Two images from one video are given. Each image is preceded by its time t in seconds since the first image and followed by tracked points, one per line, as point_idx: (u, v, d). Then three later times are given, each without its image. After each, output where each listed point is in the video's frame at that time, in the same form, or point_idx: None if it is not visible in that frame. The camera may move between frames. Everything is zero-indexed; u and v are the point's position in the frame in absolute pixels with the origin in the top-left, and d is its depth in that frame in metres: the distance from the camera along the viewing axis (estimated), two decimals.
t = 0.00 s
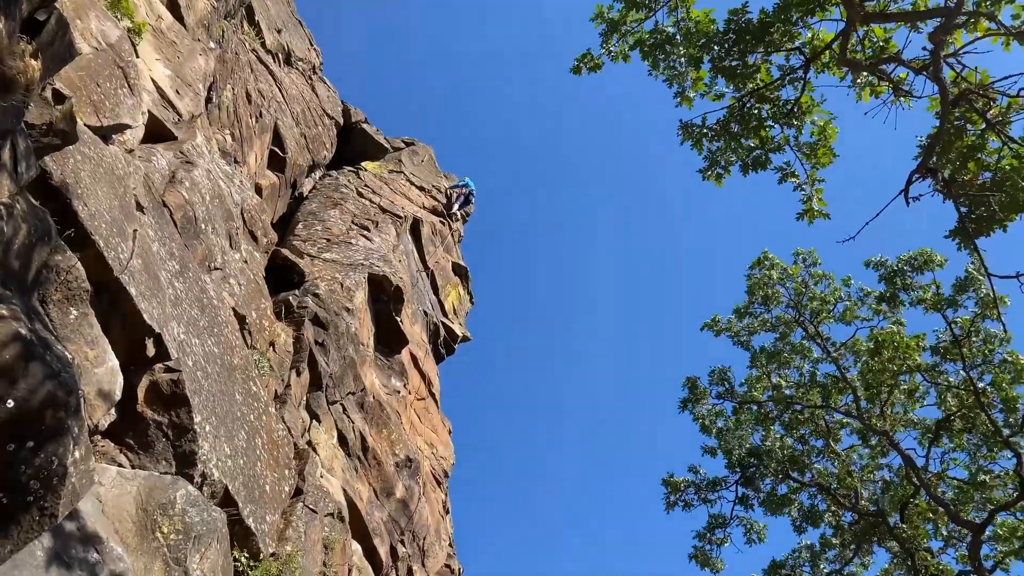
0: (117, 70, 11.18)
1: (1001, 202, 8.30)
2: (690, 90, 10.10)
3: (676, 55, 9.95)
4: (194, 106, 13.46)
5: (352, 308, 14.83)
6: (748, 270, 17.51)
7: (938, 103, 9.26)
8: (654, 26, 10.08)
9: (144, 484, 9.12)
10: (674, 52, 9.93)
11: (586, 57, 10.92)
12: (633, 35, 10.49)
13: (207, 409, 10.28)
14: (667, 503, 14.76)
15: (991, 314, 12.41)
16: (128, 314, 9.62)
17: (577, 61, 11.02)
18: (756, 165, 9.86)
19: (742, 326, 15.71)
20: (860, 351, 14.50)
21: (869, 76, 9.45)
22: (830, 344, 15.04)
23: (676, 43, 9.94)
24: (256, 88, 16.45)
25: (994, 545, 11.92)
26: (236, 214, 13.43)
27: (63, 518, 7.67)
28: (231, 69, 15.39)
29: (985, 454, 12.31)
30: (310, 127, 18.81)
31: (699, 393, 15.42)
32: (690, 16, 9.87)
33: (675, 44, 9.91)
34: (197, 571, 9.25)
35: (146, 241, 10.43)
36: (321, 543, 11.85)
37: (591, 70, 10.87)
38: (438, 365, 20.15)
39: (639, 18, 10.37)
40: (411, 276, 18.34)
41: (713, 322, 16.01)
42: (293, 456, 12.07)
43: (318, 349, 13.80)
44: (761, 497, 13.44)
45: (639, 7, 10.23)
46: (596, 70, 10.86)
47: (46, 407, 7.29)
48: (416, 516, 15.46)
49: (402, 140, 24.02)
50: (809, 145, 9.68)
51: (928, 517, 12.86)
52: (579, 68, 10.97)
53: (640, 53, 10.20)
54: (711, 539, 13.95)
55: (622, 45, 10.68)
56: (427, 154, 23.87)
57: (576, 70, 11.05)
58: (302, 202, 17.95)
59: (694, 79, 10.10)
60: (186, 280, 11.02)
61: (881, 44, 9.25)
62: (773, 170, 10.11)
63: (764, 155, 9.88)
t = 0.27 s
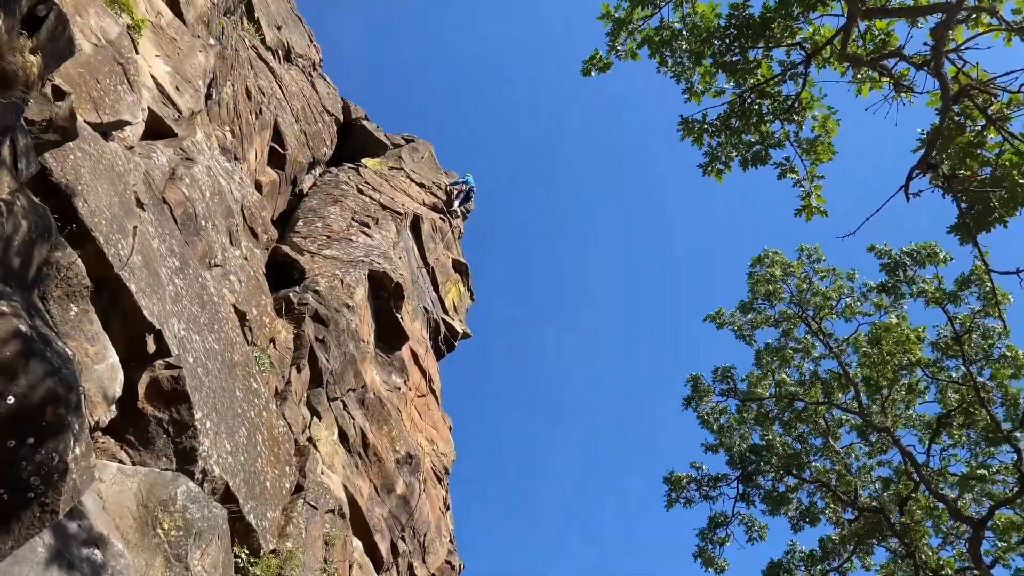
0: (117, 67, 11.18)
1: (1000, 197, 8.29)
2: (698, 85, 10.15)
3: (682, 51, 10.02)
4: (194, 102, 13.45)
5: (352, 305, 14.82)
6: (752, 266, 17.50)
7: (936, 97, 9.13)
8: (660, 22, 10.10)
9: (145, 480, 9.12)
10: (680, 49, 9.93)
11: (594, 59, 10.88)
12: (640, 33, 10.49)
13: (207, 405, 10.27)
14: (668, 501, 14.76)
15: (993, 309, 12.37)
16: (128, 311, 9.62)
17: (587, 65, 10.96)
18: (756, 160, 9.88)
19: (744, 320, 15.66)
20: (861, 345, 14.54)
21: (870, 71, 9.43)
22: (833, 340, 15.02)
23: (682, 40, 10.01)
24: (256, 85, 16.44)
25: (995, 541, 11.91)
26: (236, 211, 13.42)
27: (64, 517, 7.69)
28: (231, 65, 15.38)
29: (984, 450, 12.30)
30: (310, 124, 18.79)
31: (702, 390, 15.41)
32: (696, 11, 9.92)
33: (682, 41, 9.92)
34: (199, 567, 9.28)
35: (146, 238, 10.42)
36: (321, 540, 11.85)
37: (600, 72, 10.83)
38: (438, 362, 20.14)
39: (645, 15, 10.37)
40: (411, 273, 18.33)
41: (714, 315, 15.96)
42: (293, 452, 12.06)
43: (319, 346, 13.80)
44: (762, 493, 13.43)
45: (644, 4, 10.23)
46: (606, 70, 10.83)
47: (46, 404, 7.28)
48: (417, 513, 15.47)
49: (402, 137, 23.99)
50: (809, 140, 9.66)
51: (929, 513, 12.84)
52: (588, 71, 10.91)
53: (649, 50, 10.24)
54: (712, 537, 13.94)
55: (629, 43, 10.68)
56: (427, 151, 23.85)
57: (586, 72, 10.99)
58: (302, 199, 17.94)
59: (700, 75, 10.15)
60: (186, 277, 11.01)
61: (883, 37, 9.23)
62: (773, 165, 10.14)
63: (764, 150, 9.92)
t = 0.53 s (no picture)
0: (117, 63, 11.18)
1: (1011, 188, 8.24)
2: (704, 81, 10.07)
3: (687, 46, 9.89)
4: (194, 99, 13.45)
5: (352, 302, 14.82)
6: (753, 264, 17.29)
7: (945, 91, 9.27)
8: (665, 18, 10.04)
9: (145, 477, 9.13)
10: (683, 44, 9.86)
11: (598, 57, 10.79)
12: (643, 29, 10.44)
13: (207, 402, 10.29)
14: (670, 489, 14.74)
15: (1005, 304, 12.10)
16: (128, 308, 9.62)
17: (591, 62, 10.88)
18: (762, 156, 9.82)
19: (753, 319, 15.57)
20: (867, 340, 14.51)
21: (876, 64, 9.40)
22: (839, 336, 14.91)
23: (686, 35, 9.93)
24: (256, 82, 16.43)
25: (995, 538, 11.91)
26: (236, 207, 13.42)
27: (66, 516, 7.72)
28: (231, 62, 15.38)
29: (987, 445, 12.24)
30: (310, 121, 18.79)
31: (711, 384, 15.38)
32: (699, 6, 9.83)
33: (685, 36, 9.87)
34: (200, 564, 9.31)
35: (145, 235, 10.43)
36: (322, 536, 11.87)
37: (604, 70, 10.74)
38: (438, 358, 20.14)
39: (647, 12, 10.32)
40: (411, 270, 18.32)
41: (725, 318, 15.79)
42: (293, 448, 12.08)
43: (319, 343, 13.80)
44: (765, 486, 13.41)
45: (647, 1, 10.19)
46: (612, 68, 10.73)
47: (46, 401, 7.28)
48: (417, 509, 15.49)
49: (402, 134, 23.97)
50: (815, 136, 9.60)
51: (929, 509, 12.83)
52: (591, 69, 10.83)
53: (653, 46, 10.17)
54: (715, 527, 13.92)
55: (633, 40, 10.63)
56: (427, 148, 23.83)
57: (589, 72, 10.90)
58: (302, 196, 17.94)
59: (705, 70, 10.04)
60: (186, 274, 11.01)
61: (888, 30, 9.19)
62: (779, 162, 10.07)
63: (770, 146, 9.86)
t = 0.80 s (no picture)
0: (116, 59, 11.17)
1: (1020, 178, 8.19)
2: (699, 76, 10.00)
3: (683, 41, 9.91)
4: (194, 95, 13.43)
5: (352, 298, 14.82)
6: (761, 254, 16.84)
7: (951, 83, 9.15)
8: (662, 12, 10.01)
9: (145, 473, 9.13)
10: (682, 39, 9.85)
11: (594, 47, 10.77)
12: (641, 22, 10.42)
13: (207, 398, 10.29)
14: (674, 471, 14.73)
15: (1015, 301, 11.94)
16: (128, 304, 9.63)
17: (586, 53, 10.87)
18: (770, 153, 9.77)
19: (760, 310, 15.56)
20: (869, 334, 14.35)
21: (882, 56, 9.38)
22: (845, 329, 14.73)
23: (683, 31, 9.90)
24: (256, 78, 16.41)
25: (998, 532, 11.91)
26: (236, 203, 13.41)
27: (65, 511, 7.71)
28: (231, 58, 15.37)
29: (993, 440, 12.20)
30: (310, 117, 18.78)
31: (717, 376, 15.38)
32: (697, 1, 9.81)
33: (683, 31, 9.85)
34: (200, 559, 9.30)
35: (145, 231, 10.43)
36: (322, 532, 11.89)
37: (600, 60, 10.75)
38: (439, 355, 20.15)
39: (646, 6, 10.30)
40: (411, 266, 18.31)
41: (731, 305, 15.71)
42: (294, 445, 12.08)
43: (319, 339, 13.80)
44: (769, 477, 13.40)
45: None
46: (607, 60, 10.71)
47: (46, 397, 7.28)
48: (418, 505, 15.50)
49: (402, 130, 23.95)
50: (822, 130, 9.55)
51: (932, 503, 12.83)
52: (587, 59, 10.82)
53: (650, 40, 10.14)
54: (718, 510, 13.91)
55: (631, 32, 10.61)
56: (427, 144, 23.80)
57: (585, 61, 10.91)
58: (302, 192, 17.92)
59: (702, 66, 9.96)
60: (186, 270, 11.01)
61: (893, 21, 9.18)
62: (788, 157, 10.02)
63: (778, 142, 9.79)
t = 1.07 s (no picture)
0: (116, 55, 11.16)
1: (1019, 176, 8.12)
2: (696, 72, 9.96)
3: (681, 37, 9.89)
4: (194, 91, 13.41)
5: (353, 295, 14.82)
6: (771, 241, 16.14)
7: (951, 80, 9.14)
8: (660, 9, 9.98)
9: (146, 469, 9.15)
10: (680, 36, 9.83)
11: (591, 42, 10.73)
12: (639, 19, 10.42)
13: (208, 395, 10.30)
14: (678, 464, 14.77)
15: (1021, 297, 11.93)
16: (129, 300, 9.63)
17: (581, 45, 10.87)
18: (770, 149, 9.75)
19: (767, 296, 15.52)
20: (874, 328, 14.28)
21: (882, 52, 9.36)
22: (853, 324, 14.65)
23: (681, 27, 9.88)
24: (256, 74, 16.39)
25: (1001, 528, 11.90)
26: (236, 200, 13.39)
27: (66, 506, 7.72)
28: (231, 54, 15.35)
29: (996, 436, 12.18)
30: (310, 113, 18.75)
31: (718, 366, 15.38)
32: None
33: (682, 28, 9.82)
34: (201, 555, 9.28)
35: (146, 228, 10.42)
36: (324, 528, 11.90)
37: (596, 56, 10.71)
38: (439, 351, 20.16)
39: (644, 2, 10.27)
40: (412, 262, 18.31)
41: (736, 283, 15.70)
42: (295, 441, 12.09)
43: (320, 336, 13.81)
44: (772, 469, 13.42)
45: None
46: (603, 55, 10.69)
47: (48, 393, 7.28)
48: (419, 501, 15.53)
49: (402, 127, 23.92)
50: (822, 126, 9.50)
51: (935, 498, 12.83)
52: (584, 55, 10.79)
53: (647, 37, 10.12)
54: (720, 502, 13.92)
55: (628, 28, 10.59)
56: (427, 141, 23.77)
57: (581, 56, 10.86)
58: (302, 188, 17.90)
59: (698, 62, 9.92)
60: (186, 267, 11.01)
61: (893, 18, 9.17)
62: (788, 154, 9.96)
63: (779, 138, 9.76)
